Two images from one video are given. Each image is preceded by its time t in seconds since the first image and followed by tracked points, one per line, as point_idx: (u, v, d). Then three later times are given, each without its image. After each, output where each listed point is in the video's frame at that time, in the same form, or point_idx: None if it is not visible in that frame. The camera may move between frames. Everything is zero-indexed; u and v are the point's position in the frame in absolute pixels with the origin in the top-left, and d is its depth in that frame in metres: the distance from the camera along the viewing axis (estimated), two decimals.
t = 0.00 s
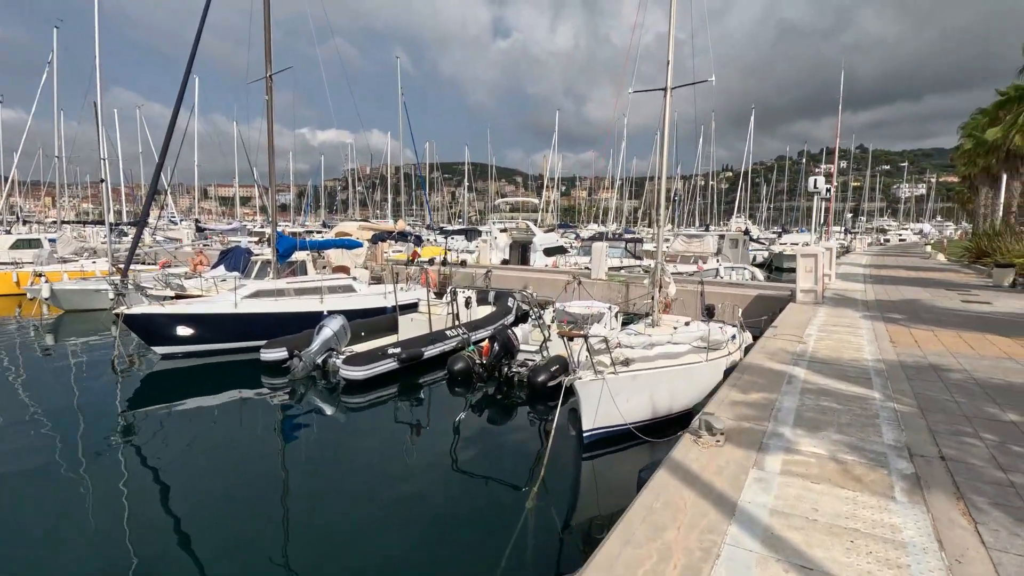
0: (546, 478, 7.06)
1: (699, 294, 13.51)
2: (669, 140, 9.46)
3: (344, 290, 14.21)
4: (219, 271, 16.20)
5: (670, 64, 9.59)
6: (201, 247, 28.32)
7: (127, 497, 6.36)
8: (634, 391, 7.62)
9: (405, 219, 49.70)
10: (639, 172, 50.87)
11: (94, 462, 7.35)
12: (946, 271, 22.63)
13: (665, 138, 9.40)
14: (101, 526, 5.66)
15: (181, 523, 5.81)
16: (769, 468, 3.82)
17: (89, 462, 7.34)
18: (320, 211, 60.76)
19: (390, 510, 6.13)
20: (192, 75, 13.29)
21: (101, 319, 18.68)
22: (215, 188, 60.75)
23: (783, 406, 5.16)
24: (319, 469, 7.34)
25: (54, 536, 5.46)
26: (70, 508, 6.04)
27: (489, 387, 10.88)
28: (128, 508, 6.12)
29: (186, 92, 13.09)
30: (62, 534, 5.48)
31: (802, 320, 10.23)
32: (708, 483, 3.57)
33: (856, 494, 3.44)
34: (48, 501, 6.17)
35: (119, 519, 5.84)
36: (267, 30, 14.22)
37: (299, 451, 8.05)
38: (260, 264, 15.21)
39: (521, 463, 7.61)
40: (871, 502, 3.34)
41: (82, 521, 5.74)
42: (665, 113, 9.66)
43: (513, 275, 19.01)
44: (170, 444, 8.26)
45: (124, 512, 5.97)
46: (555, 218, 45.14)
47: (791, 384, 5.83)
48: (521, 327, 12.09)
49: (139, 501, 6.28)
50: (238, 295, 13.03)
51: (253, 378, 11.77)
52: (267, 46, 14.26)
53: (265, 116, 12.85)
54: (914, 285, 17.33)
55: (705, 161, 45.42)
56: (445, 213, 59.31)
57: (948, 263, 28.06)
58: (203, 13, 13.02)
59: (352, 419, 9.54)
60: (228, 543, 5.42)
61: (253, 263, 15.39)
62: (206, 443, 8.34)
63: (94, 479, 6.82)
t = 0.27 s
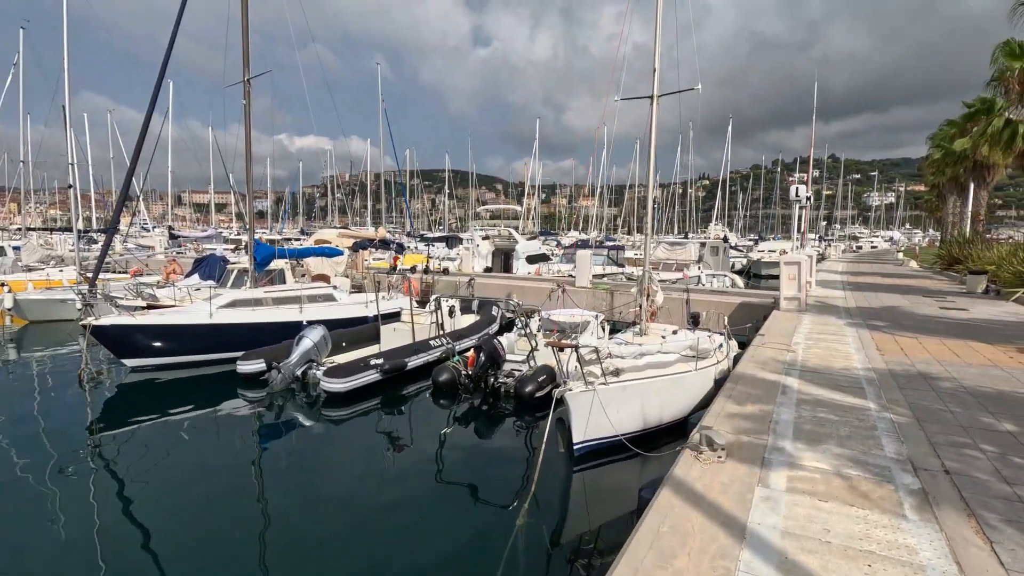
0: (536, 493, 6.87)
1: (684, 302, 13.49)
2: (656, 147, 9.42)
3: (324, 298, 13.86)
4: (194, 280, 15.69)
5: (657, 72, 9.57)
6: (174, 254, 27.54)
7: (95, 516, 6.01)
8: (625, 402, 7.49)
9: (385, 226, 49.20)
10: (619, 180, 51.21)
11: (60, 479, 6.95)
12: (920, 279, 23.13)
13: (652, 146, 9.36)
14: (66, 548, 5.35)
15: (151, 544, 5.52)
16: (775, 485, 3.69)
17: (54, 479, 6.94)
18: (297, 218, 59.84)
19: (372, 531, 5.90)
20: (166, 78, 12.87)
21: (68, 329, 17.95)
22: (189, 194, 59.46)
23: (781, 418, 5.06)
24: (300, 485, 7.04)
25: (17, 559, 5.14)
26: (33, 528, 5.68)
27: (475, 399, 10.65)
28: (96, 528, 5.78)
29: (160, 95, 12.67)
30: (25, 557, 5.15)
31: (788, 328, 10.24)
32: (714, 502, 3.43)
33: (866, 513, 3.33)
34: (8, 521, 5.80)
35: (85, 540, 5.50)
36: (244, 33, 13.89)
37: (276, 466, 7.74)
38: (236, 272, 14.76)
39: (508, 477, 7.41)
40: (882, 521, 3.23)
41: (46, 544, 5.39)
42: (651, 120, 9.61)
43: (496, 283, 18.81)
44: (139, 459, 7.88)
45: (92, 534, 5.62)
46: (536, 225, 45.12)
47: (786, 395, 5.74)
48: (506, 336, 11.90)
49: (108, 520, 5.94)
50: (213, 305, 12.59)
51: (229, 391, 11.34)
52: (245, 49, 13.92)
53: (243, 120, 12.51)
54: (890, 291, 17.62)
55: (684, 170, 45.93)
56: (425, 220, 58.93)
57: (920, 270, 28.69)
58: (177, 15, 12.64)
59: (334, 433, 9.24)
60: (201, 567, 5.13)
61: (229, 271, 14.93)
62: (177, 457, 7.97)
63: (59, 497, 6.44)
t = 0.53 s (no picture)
0: (527, 505, 6.75)
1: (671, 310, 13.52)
2: (643, 156, 9.46)
3: (307, 308, 13.60)
4: (171, 290, 15.28)
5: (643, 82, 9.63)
6: (150, 264, 26.88)
7: (65, 537, 5.73)
8: (617, 412, 7.43)
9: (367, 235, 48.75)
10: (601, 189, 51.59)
11: (28, 498, 6.64)
12: (896, 286, 23.56)
13: (639, 155, 9.40)
14: (35, 570, 5.09)
15: (126, 564, 5.27)
16: (778, 497, 3.64)
17: (23, 498, 6.62)
18: (277, 227, 59.03)
19: (356, 544, 5.74)
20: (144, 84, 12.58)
21: (38, 342, 17.32)
22: (165, 202, 58.30)
23: (777, 427, 5.03)
24: (283, 501, 6.82)
25: None
26: None
27: (462, 410, 10.49)
28: (67, 548, 5.52)
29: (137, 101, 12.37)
30: None
31: (775, 335, 10.30)
32: (718, 516, 3.36)
33: (872, 524, 3.29)
34: None
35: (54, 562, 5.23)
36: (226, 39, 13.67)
37: (256, 480, 7.51)
38: (216, 282, 14.41)
39: (498, 490, 7.28)
40: (889, 533, 3.19)
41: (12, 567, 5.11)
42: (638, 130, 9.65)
43: (482, 292, 18.69)
44: (113, 475, 7.61)
45: (62, 555, 5.37)
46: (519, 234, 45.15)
47: (780, 404, 5.73)
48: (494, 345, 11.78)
49: (79, 541, 5.67)
50: (192, 316, 12.24)
51: (209, 405, 11.01)
52: (226, 56, 13.70)
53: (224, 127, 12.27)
54: (869, 299, 17.94)
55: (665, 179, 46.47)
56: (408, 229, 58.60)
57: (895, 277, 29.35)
58: (156, 20, 12.38)
59: (318, 447, 9.00)
60: None
61: (209, 281, 14.58)
62: (153, 473, 7.71)
63: (27, 517, 6.15)
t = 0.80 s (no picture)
0: (516, 519, 6.70)
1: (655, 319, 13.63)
2: (627, 167, 9.53)
3: (288, 320, 13.37)
4: (147, 302, 14.89)
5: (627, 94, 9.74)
6: (124, 275, 26.21)
7: (34, 564, 5.48)
8: (606, 423, 7.42)
9: (348, 245, 48.30)
10: (582, 199, 51.98)
11: None
12: (871, 294, 24.10)
13: (623, 167, 9.49)
14: None
15: None
16: (773, 510, 3.64)
17: None
18: (254, 236, 58.16)
19: (338, 564, 5.63)
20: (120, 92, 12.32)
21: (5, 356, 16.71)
22: (139, 211, 57.05)
23: (766, 437, 5.06)
24: (265, 520, 6.65)
25: None
26: None
27: (449, 422, 10.38)
28: None
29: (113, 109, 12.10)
30: None
31: (757, 344, 10.43)
32: (714, 531, 3.35)
33: (866, 536, 3.31)
34: None
35: None
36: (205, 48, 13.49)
37: (236, 498, 7.34)
38: (193, 293, 14.12)
39: (484, 504, 7.20)
40: (884, 545, 3.20)
41: None
42: (622, 141, 9.75)
43: (465, 302, 18.60)
44: (86, 496, 7.35)
45: None
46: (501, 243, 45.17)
47: (767, 414, 5.78)
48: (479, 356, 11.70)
49: (50, 568, 5.43)
50: (169, 328, 11.95)
51: (186, 420, 10.72)
52: (205, 64, 13.49)
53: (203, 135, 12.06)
54: (846, 307, 18.31)
55: (645, 189, 47.00)
56: (389, 238, 58.27)
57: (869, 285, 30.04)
58: (134, 27, 12.16)
59: (300, 463, 8.83)
60: None
61: (187, 292, 14.26)
62: (129, 492, 7.49)
63: None
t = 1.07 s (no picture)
0: (501, 532, 6.63)
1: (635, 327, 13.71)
2: (608, 177, 9.60)
3: (264, 330, 13.10)
4: (116, 313, 14.45)
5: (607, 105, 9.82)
6: (91, 284, 25.42)
7: None
8: (589, 434, 7.42)
9: (325, 253, 47.72)
10: (561, 206, 52.32)
11: None
12: (842, 300, 24.70)
13: (603, 177, 9.56)
14: None
15: None
16: (759, 521, 3.66)
17: None
18: (229, 243, 57.07)
19: None
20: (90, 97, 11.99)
21: None
22: (108, 218, 55.52)
23: (749, 447, 5.10)
24: (242, 537, 6.47)
25: None
26: None
27: (430, 435, 10.25)
28: None
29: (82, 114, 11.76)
30: None
31: (736, 351, 10.56)
32: (703, 545, 3.35)
33: (850, 546, 3.34)
34: None
35: None
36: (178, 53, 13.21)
37: (209, 515, 7.11)
38: (166, 304, 13.75)
39: (466, 517, 7.10)
40: (868, 555, 3.24)
41: None
42: (603, 151, 9.83)
43: (445, 310, 18.49)
44: (51, 516, 7.06)
45: None
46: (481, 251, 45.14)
47: (749, 423, 5.83)
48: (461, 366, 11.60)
49: None
50: (140, 341, 11.60)
51: (158, 435, 10.40)
52: (179, 70, 13.23)
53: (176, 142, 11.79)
54: (819, 313, 18.71)
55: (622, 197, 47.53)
56: (367, 246, 57.76)
57: (840, 292, 30.77)
58: (104, 31, 11.86)
59: (278, 477, 8.63)
60: None
61: (158, 303, 13.89)
62: (98, 511, 7.22)
63: None
